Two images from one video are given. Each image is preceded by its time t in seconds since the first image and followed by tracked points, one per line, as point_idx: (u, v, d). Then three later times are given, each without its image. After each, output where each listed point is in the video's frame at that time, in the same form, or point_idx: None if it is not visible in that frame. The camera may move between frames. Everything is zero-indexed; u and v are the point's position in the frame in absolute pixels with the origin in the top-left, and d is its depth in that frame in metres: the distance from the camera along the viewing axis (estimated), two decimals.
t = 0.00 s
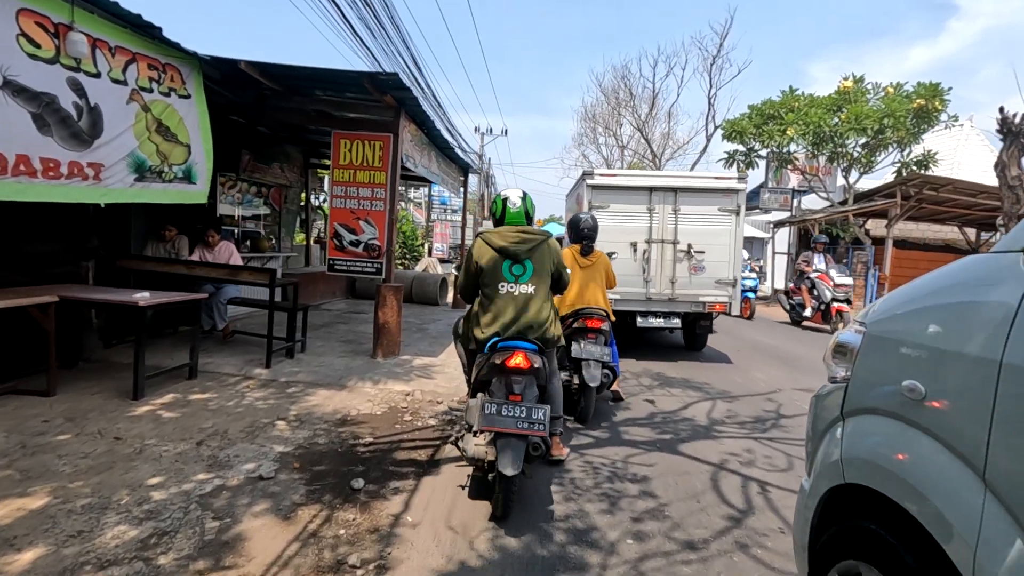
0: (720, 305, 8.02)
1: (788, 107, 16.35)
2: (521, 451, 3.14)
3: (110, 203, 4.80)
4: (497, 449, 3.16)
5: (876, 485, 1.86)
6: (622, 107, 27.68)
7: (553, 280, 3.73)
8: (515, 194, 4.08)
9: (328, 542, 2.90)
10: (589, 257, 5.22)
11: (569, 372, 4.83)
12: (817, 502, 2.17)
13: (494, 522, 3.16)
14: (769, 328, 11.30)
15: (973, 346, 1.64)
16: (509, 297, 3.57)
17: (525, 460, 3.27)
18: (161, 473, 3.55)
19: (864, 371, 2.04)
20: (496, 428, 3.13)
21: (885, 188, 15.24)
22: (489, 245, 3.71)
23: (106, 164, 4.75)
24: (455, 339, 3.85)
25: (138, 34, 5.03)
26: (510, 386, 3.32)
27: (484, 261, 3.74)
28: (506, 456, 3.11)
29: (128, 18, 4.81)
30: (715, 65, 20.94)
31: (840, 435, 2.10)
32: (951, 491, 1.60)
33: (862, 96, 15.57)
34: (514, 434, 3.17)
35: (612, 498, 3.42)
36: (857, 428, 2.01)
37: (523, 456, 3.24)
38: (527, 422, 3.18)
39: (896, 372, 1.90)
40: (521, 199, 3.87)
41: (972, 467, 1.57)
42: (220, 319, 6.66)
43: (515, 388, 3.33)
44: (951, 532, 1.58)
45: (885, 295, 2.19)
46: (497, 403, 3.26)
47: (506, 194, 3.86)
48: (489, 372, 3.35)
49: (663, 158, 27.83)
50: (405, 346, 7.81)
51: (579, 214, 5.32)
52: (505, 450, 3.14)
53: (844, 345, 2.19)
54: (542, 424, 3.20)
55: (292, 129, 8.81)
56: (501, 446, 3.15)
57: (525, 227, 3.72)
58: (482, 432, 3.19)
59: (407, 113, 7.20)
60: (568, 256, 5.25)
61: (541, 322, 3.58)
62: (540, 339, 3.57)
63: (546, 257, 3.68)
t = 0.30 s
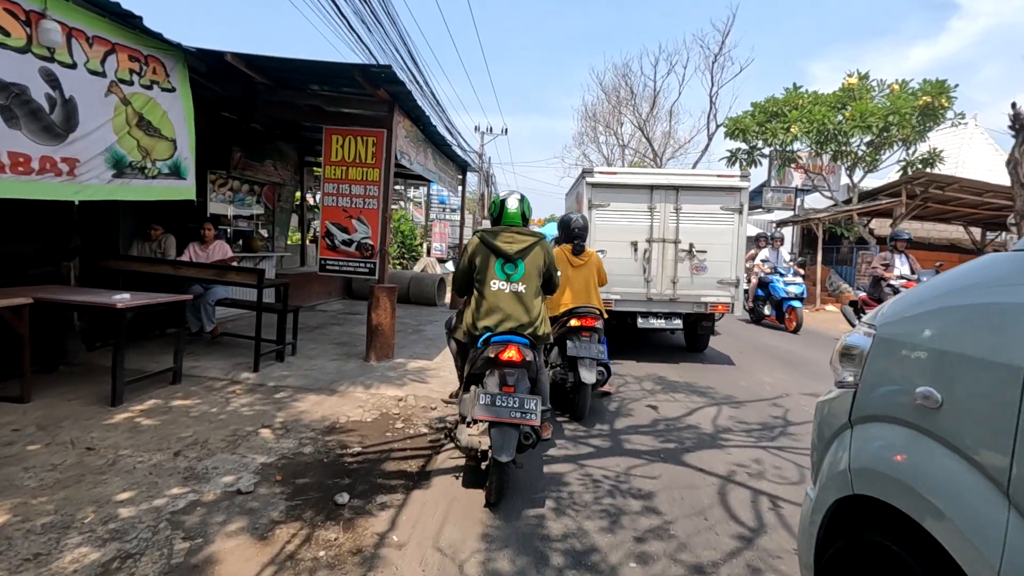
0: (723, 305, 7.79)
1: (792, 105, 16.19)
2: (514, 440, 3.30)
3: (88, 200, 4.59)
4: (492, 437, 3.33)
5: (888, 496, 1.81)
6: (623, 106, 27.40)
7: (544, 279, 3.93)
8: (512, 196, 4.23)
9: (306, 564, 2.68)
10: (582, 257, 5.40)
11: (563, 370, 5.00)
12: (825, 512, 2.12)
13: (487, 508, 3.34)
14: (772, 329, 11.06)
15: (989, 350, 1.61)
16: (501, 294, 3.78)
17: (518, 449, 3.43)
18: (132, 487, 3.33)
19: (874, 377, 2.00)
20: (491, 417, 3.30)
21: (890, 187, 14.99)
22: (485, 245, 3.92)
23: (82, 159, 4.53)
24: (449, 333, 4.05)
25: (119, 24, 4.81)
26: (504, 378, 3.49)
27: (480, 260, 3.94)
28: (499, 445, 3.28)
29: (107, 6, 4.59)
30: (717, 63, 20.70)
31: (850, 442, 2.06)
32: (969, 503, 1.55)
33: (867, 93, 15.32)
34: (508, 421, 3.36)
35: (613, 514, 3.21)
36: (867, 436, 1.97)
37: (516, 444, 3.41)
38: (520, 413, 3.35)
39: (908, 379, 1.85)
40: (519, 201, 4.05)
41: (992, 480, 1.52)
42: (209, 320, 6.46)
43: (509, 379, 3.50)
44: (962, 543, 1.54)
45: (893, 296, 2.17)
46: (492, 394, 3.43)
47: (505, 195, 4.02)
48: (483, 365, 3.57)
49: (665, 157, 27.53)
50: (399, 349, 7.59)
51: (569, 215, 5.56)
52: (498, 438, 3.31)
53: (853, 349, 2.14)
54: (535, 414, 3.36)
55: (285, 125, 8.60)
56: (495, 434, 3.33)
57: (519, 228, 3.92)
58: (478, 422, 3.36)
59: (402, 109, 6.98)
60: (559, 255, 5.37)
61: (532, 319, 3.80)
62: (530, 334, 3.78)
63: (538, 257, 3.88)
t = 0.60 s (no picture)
0: (726, 306, 7.59)
1: (795, 102, 15.98)
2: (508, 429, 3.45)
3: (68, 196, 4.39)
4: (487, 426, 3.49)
5: (897, 503, 1.71)
6: (624, 105, 27.18)
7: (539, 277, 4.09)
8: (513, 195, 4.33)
9: None
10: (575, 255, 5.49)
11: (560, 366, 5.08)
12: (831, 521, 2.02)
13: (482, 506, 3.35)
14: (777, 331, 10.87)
15: (1000, 349, 1.54)
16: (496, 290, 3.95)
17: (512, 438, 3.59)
18: (105, 501, 3.13)
19: (880, 379, 1.91)
20: (486, 408, 3.45)
21: (895, 186, 14.78)
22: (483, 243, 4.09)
23: (61, 153, 4.34)
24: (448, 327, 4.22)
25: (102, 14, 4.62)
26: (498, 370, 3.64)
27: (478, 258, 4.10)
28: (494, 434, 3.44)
29: None
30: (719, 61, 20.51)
31: (856, 446, 1.96)
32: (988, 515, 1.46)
33: (872, 91, 15.11)
34: (501, 412, 3.52)
35: (616, 530, 3.01)
36: (874, 440, 1.88)
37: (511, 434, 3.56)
38: (514, 403, 3.51)
39: (918, 381, 1.76)
40: (519, 199, 4.17)
41: (1012, 489, 1.43)
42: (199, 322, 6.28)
43: (504, 371, 3.65)
44: (980, 551, 1.46)
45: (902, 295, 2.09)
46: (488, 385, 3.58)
47: (505, 194, 4.15)
48: (480, 359, 3.73)
49: (666, 157, 27.31)
50: (396, 351, 7.39)
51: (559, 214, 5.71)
52: (493, 427, 3.47)
53: (863, 350, 2.04)
54: (528, 405, 3.52)
55: (280, 122, 8.42)
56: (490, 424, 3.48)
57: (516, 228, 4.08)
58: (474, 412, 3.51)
59: (398, 104, 6.79)
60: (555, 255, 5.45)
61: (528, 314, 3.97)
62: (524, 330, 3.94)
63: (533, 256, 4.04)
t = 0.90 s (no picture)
0: (731, 309, 7.42)
1: (798, 102, 15.80)
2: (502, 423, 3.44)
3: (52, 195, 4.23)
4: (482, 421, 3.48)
5: (900, 509, 1.69)
6: (626, 104, 27.01)
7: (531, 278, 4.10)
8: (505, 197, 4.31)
9: None
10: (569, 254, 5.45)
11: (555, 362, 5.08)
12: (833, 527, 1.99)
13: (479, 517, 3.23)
14: (781, 333, 10.71)
15: (1006, 354, 1.53)
16: (489, 291, 3.96)
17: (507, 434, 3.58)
18: (82, 516, 2.97)
19: (885, 383, 1.89)
20: (480, 403, 3.45)
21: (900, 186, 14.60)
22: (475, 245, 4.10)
23: (44, 150, 4.18)
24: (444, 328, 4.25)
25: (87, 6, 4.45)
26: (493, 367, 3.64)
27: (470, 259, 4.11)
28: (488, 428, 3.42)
29: None
30: (721, 61, 20.35)
31: (858, 453, 1.93)
32: (995, 524, 1.44)
33: (877, 90, 14.94)
34: (496, 409, 3.51)
35: (620, 547, 2.86)
36: (878, 447, 1.85)
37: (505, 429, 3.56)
38: (508, 398, 3.50)
39: (923, 387, 1.74)
40: (510, 200, 4.17)
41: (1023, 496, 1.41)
42: (190, 324, 6.13)
43: (498, 368, 3.65)
44: (986, 558, 1.44)
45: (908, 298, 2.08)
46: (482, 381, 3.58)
47: (496, 195, 4.15)
48: (474, 356, 3.76)
49: (668, 157, 27.12)
50: (393, 354, 7.22)
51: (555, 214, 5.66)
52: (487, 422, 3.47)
53: (866, 355, 2.05)
54: (522, 400, 3.51)
55: (276, 120, 8.27)
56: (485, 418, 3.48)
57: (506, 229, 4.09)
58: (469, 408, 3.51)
59: (395, 102, 6.63)
60: (549, 253, 5.45)
61: (521, 312, 4.00)
62: (518, 329, 3.96)
63: (524, 257, 4.06)
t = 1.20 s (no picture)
0: (736, 310, 7.29)
1: (802, 101, 15.66)
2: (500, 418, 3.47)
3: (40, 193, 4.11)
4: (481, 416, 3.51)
5: (901, 505, 1.68)
6: (627, 104, 26.89)
7: (531, 276, 4.00)
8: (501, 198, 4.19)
9: None
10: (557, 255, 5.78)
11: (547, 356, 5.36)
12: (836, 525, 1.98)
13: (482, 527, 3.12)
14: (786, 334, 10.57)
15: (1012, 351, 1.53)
16: (488, 290, 3.86)
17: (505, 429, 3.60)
18: (66, 527, 2.85)
19: (888, 381, 1.89)
20: (479, 398, 3.50)
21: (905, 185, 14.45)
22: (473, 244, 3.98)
23: (31, 147, 4.05)
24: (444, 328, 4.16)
25: None
26: (491, 363, 3.66)
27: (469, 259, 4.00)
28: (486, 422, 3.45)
29: None
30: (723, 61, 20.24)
31: (862, 450, 1.92)
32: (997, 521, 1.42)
33: (881, 89, 14.81)
34: (496, 403, 3.53)
35: (627, 560, 2.74)
36: (880, 444, 1.84)
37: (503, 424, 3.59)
38: (506, 393, 3.54)
39: (927, 384, 1.74)
40: (507, 202, 4.06)
41: None
42: (186, 325, 6.03)
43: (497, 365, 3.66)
44: (987, 552, 1.43)
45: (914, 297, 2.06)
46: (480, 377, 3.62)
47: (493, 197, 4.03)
48: (474, 353, 3.73)
49: (670, 156, 26.96)
50: (392, 356, 7.10)
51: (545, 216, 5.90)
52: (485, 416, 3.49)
53: (869, 353, 2.04)
54: (519, 396, 3.57)
55: (275, 119, 8.16)
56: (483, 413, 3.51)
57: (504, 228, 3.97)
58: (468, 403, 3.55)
59: (394, 99, 6.51)
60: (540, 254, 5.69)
61: (522, 308, 3.91)
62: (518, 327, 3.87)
63: (523, 256, 3.95)
